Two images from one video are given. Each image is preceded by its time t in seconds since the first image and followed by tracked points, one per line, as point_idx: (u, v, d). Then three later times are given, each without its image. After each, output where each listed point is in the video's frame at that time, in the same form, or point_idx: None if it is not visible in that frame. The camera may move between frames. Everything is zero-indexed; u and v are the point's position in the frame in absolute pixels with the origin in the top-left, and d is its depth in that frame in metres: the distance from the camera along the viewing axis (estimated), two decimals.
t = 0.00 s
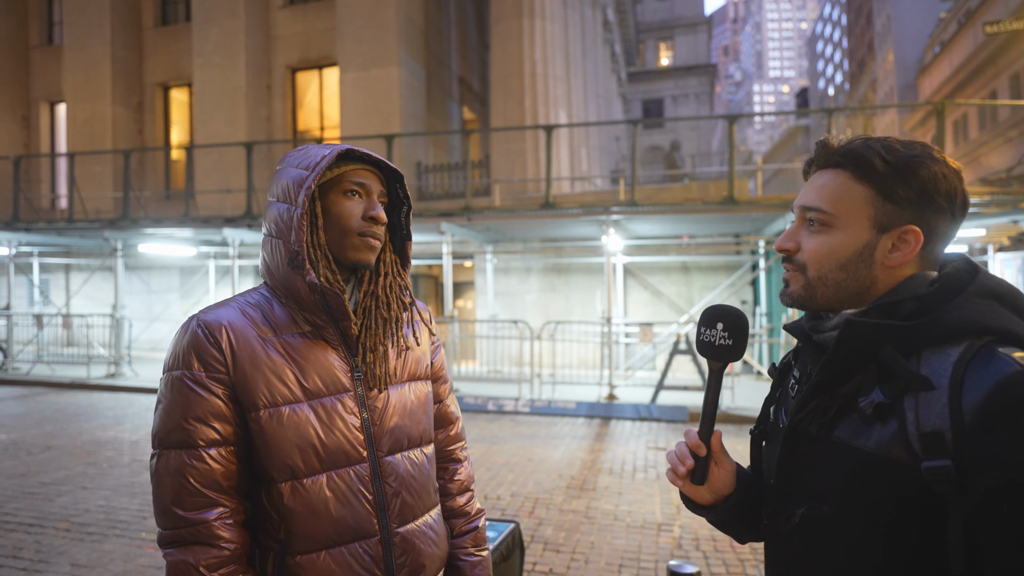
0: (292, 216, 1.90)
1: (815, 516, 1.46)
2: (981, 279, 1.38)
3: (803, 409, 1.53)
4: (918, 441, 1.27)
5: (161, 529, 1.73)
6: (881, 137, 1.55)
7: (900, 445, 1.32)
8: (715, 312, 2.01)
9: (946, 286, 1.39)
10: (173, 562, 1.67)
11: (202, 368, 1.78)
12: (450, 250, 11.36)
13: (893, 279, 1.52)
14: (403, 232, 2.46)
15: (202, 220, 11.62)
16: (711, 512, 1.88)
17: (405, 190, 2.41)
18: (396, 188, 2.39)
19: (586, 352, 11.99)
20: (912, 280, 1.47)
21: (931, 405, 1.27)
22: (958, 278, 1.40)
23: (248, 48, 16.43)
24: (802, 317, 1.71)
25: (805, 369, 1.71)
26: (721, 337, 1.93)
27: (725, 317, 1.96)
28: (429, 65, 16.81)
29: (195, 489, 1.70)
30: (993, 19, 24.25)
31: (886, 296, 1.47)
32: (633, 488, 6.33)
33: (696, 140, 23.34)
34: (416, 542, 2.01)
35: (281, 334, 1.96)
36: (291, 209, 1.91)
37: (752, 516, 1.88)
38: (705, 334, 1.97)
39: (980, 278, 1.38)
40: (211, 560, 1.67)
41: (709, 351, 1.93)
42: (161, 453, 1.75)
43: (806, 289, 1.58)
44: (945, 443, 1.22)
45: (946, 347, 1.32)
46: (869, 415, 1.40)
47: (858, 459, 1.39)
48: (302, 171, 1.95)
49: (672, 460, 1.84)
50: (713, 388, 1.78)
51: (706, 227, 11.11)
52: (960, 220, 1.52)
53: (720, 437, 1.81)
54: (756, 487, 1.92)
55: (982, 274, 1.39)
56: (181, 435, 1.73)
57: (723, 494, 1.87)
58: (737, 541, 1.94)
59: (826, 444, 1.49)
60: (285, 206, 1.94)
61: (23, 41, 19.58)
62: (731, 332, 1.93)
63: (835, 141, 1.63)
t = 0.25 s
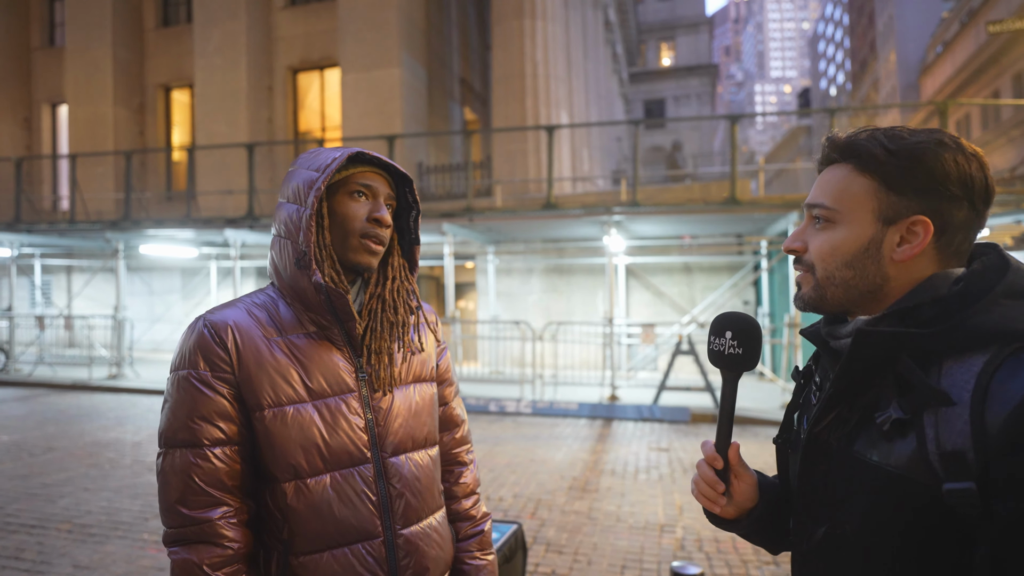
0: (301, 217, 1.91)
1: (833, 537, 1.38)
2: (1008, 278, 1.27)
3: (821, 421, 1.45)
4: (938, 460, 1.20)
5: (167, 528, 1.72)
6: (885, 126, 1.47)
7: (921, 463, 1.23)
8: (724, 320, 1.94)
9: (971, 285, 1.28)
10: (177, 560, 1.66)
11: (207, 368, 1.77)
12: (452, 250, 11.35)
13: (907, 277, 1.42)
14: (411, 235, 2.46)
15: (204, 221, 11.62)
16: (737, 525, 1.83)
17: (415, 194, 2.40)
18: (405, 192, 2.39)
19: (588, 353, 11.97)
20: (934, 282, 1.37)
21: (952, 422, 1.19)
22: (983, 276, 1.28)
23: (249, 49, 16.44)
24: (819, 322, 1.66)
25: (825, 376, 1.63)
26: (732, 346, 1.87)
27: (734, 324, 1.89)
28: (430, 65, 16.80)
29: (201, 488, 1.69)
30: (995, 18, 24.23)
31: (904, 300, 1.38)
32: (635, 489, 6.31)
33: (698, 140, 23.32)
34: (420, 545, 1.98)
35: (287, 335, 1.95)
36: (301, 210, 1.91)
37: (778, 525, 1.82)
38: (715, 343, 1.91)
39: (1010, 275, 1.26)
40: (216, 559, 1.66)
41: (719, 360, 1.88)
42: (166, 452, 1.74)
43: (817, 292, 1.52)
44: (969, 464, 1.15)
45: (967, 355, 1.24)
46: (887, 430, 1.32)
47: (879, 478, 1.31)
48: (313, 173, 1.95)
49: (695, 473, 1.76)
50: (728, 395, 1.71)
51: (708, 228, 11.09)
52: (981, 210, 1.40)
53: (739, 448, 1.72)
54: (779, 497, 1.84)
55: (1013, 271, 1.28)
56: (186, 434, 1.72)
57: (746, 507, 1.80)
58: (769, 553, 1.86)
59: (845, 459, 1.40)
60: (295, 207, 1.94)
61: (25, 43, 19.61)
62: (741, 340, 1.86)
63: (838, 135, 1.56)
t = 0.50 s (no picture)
0: (310, 217, 1.90)
1: (847, 547, 1.34)
2: None
3: (828, 429, 1.41)
4: (955, 474, 1.19)
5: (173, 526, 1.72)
6: (897, 121, 1.43)
7: (937, 476, 1.22)
8: (726, 320, 1.93)
9: (987, 288, 1.27)
10: (182, 559, 1.66)
11: (216, 366, 1.78)
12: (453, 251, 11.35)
13: (920, 280, 1.40)
14: (418, 236, 2.47)
15: (206, 222, 11.63)
16: (742, 528, 1.81)
17: (423, 196, 2.42)
18: (413, 192, 2.40)
19: (590, 353, 11.96)
20: (944, 287, 1.35)
21: (969, 436, 1.18)
22: (997, 278, 1.28)
23: (251, 50, 16.47)
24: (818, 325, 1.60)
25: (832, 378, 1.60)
26: (736, 346, 1.86)
27: (736, 323, 1.89)
28: (432, 66, 16.81)
29: (207, 486, 1.70)
30: (998, 18, 24.19)
31: (914, 305, 1.37)
32: (637, 490, 6.31)
33: (700, 141, 23.32)
34: (427, 546, 1.98)
35: (294, 334, 1.95)
36: (310, 210, 1.91)
37: (784, 526, 1.80)
38: (718, 343, 1.92)
39: None
40: (221, 557, 1.66)
41: (724, 361, 1.88)
42: (172, 450, 1.74)
43: (827, 299, 1.47)
44: (989, 479, 1.13)
45: (985, 365, 1.23)
46: (899, 442, 1.30)
47: (893, 489, 1.28)
48: (322, 173, 1.96)
49: (699, 474, 1.77)
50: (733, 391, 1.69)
51: (709, 228, 11.08)
52: (996, 210, 1.37)
53: (741, 450, 1.72)
54: (786, 495, 1.82)
55: None
56: (192, 432, 1.73)
57: (751, 509, 1.78)
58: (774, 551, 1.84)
59: (854, 469, 1.38)
60: (304, 207, 1.94)
61: (28, 45, 19.66)
62: (743, 340, 1.86)
63: (845, 130, 1.52)
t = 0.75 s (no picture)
0: (310, 217, 1.88)
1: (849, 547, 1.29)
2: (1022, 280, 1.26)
3: (825, 430, 1.38)
4: (960, 471, 1.16)
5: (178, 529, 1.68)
6: (894, 120, 1.41)
7: (940, 472, 1.19)
8: (722, 316, 1.88)
9: (983, 287, 1.28)
10: (187, 563, 1.63)
11: (219, 368, 1.75)
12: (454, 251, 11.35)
13: (919, 278, 1.38)
14: (422, 237, 2.47)
15: (207, 223, 11.61)
16: (730, 527, 1.79)
17: (425, 195, 2.40)
18: (415, 192, 2.38)
19: (591, 354, 11.92)
20: (940, 287, 1.34)
21: (974, 431, 1.15)
22: (994, 276, 1.29)
23: (252, 51, 16.46)
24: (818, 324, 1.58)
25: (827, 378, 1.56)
26: (729, 339, 1.82)
27: (734, 320, 1.83)
28: (433, 66, 16.80)
29: (212, 489, 1.67)
30: (1000, 17, 24.15)
31: (914, 302, 1.35)
32: (640, 491, 6.28)
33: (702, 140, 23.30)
34: (433, 548, 1.95)
35: (298, 335, 1.93)
36: (310, 210, 1.89)
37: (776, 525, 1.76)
38: (713, 339, 1.86)
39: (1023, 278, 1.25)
40: (228, 561, 1.63)
41: (718, 356, 1.83)
42: (177, 453, 1.71)
43: (821, 296, 1.44)
44: (994, 475, 1.11)
45: (986, 361, 1.20)
46: (901, 439, 1.27)
47: (895, 489, 1.24)
48: (323, 173, 1.93)
49: (690, 473, 1.70)
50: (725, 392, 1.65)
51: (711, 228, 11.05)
52: (988, 206, 1.38)
53: (734, 448, 1.67)
54: (775, 497, 1.79)
55: None
56: (196, 435, 1.70)
57: (741, 508, 1.76)
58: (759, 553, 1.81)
59: (852, 470, 1.34)
60: (305, 208, 1.92)
61: (29, 46, 19.66)
62: (740, 337, 1.80)
63: (840, 129, 1.49)
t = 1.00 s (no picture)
0: (315, 216, 1.89)
1: (823, 531, 1.41)
2: (992, 280, 1.36)
3: (805, 419, 1.48)
4: (933, 455, 1.26)
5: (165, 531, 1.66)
6: (879, 127, 1.53)
7: (915, 456, 1.29)
8: (713, 303, 1.92)
9: (958, 284, 1.39)
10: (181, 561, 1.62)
11: (220, 367, 1.76)
12: (454, 251, 11.37)
13: (895, 273, 1.48)
14: (426, 238, 2.49)
15: (207, 223, 11.61)
16: (705, 514, 1.82)
17: (432, 197, 2.44)
18: (422, 194, 2.42)
19: (591, 353, 11.95)
20: (917, 282, 1.42)
21: (949, 417, 1.26)
22: (966, 278, 1.39)
23: (252, 50, 16.47)
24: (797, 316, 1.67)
25: (804, 370, 1.66)
26: (719, 330, 1.85)
27: (723, 309, 1.87)
28: (433, 66, 16.79)
29: (210, 487, 1.67)
30: (1000, 16, 24.12)
31: (893, 296, 1.44)
32: (639, 490, 6.30)
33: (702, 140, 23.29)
34: (437, 544, 1.98)
35: (300, 335, 1.94)
36: (317, 209, 1.90)
37: (749, 515, 1.83)
38: (702, 326, 1.90)
39: (993, 278, 1.36)
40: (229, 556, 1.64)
41: (707, 343, 1.84)
42: (170, 451, 1.70)
43: (804, 287, 1.54)
44: (966, 460, 1.21)
45: (959, 354, 1.30)
46: (878, 424, 1.37)
47: (872, 473, 1.35)
48: (331, 172, 1.94)
49: (671, 459, 1.74)
50: (710, 382, 1.70)
51: (711, 227, 11.06)
52: (962, 211, 1.48)
53: (714, 435, 1.71)
54: (749, 491, 1.85)
55: (994, 274, 1.37)
56: (194, 434, 1.70)
57: (717, 496, 1.80)
58: (729, 544, 1.87)
59: (831, 455, 1.44)
60: (310, 206, 1.93)
61: (29, 45, 19.65)
62: (730, 326, 1.85)
63: (831, 133, 1.60)
